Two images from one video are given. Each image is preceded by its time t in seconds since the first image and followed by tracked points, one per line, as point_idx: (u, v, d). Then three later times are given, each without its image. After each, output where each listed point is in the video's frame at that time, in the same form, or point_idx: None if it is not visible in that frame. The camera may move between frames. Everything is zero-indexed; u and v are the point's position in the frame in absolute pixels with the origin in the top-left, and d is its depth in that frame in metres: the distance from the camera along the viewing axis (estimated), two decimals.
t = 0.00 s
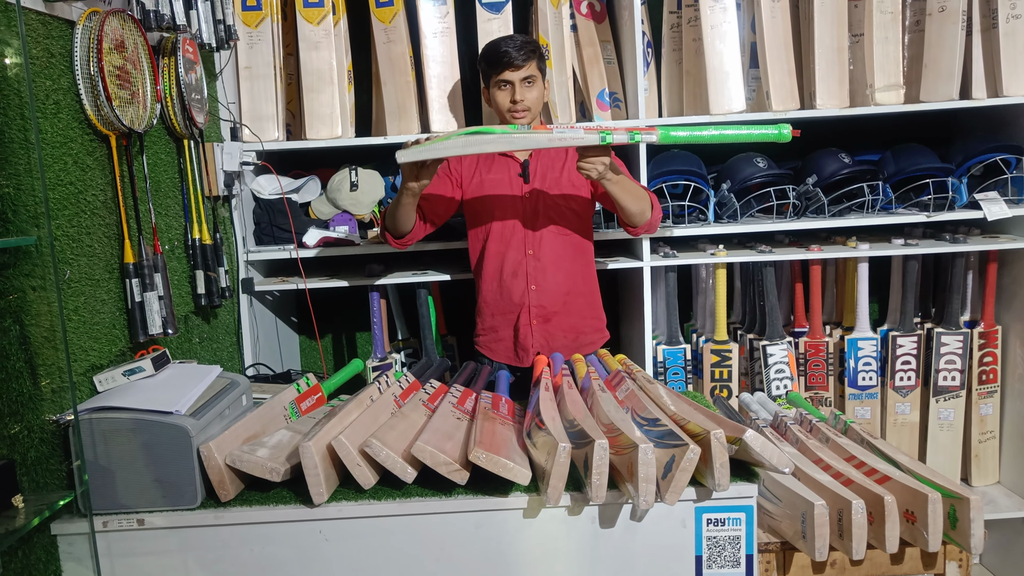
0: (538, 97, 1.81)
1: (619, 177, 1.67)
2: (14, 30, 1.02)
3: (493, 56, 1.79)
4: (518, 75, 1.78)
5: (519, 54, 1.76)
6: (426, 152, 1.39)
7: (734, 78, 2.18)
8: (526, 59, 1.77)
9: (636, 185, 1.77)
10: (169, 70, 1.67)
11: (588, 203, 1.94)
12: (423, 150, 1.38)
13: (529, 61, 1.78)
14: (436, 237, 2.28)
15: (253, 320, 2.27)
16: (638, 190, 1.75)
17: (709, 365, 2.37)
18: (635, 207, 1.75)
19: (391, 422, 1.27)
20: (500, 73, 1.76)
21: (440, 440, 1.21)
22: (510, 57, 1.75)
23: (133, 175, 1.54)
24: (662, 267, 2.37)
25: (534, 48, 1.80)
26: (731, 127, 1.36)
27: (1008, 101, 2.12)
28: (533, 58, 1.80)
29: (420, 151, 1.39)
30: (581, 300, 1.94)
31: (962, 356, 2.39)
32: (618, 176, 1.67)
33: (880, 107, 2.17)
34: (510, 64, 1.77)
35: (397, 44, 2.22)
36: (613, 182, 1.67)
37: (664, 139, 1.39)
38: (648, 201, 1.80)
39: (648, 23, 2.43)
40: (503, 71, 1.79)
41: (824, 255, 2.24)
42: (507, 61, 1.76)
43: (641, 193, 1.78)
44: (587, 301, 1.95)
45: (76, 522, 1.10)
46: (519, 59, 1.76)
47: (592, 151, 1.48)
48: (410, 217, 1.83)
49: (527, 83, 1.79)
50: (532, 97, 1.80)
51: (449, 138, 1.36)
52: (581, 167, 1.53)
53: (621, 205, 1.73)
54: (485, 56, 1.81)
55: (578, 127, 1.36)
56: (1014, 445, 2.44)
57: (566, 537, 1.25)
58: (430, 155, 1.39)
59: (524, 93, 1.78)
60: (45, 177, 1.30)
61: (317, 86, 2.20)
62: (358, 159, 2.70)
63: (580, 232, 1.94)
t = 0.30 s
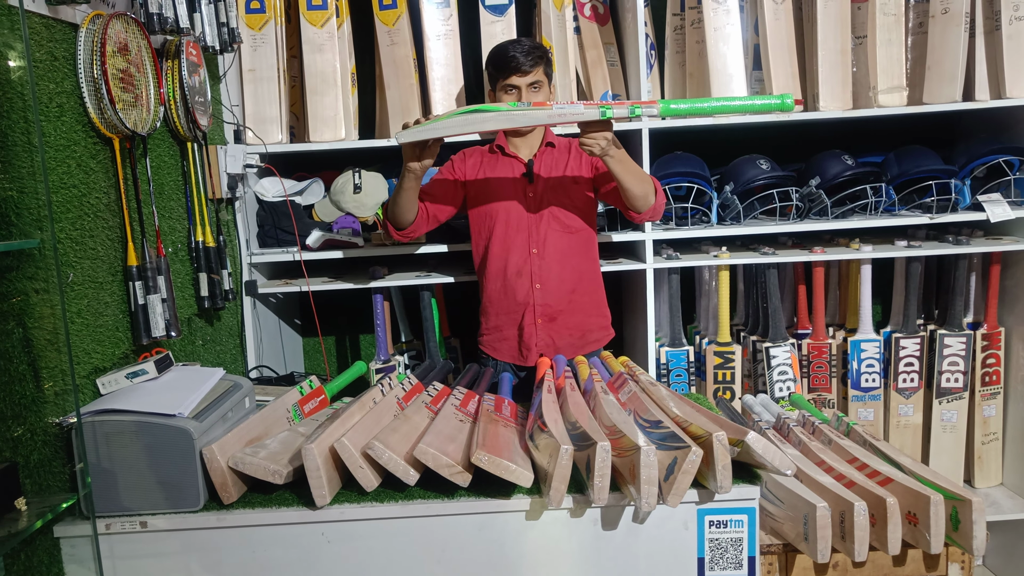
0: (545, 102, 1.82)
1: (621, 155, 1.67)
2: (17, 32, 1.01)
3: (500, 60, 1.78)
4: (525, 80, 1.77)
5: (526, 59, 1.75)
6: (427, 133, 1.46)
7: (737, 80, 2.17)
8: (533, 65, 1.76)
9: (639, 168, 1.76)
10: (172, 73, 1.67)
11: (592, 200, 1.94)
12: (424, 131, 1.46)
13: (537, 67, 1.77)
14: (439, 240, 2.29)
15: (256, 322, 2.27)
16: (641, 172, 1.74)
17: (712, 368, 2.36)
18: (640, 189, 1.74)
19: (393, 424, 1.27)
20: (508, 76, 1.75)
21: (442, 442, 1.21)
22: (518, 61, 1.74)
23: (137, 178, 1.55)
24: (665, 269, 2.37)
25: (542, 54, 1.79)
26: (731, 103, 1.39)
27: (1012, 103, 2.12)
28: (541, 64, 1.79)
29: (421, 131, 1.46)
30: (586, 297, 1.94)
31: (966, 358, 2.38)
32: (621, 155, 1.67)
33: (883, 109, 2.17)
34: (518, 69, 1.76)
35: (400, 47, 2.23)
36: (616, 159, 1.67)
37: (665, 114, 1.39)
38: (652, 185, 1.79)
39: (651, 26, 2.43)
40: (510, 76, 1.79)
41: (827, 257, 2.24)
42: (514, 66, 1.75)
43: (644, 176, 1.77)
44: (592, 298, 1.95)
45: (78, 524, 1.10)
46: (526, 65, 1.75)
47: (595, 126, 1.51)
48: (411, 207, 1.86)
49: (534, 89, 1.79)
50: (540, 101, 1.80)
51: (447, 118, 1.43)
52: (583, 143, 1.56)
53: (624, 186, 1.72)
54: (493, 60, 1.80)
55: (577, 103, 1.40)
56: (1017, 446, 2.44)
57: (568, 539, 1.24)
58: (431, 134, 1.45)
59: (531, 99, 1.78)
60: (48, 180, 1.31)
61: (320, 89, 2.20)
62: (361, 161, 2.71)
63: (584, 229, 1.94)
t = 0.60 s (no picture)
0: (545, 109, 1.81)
1: (618, 156, 1.67)
2: (15, 37, 1.01)
3: (500, 66, 1.78)
4: (525, 87, 1.77)
5: (526, 66, 1.75)
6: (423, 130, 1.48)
7: (737, 85, 2.18)
8: (533, 72, 1.76)
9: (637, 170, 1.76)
10: (172, 78, 1.67)
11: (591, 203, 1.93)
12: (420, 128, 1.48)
13: (537, 74, 1.77)
14: (439, 245, 2.28)
15: (256, 327, 2.27)
16: (640, 173, 1.73)
17: (713, 373, 2.36)
18: (638, 190, 1.74)
19: (393, 430, 1.27)
20: (507, 84, 1.75)
21: (442, 448, 1.20)
22: (517, 68, 1.73)
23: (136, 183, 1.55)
24: (666, 274, 2.37)
25: (542, 61, 1.79)
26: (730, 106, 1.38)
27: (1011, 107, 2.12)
28: (540, 70, 1.79)
29: (418, 129, 1.48)
30: (586, 300, 1.94)
31: (967, 363, 2.37)
32: (618, 156, 1.67)
33: (883, 114, 2.17)
34: (517, 77, 1.76)
35: (400, 52, 2.24)
36: (613, 160, 1.67)
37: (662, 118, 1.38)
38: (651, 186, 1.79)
39: (651, 31, 2.44)
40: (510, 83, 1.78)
41: (827, 262, 2.23)
42: (514, 73, 1.75)
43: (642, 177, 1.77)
44: (592, 301, 1.95)
45: (77, 531, 1.10)
46: (526, 72, 1.75)
47: (592, 128, 1.52)
48: (412, 207, 1.86)
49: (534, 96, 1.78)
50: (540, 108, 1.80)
51: (443, 117, 1.45)
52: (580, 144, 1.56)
53: (623, 187, 1.71)
54: (493, 66, 1.80)
55: (574, 104, 1.39)
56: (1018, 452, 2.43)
57: (568, 545, 1.24)
58: (428, 132, 1.48)
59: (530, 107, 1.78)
60: (47, 185, 1.31)
61: (320, 94, 2.21)
62: (362, 166, 2.71)
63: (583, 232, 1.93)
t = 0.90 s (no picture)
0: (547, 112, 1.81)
1: (620, 153, 1.67)
2: (16, 37, 1.01)
3: (502, 68, 1.78)
4: (525, 89, 1.77)
5: (528, 68, 1.75)
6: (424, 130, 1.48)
7: (738, 85, 2.17)
8: (534, 74, 1.76)
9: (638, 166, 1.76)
10: (172, 77, 1.66)
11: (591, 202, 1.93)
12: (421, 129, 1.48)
13: (538, 75, 1.77)
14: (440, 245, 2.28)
15: (257, 328, 2.27)
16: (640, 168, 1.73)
17: (714, 373, 2.35)
18: (640, 187, 1.74)
19: (394, 431, 1.27)
20: (508, 85, 1.74)
21: (443, 449, 1.20)
22: (518, 70, 1.73)
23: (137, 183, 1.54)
24: (667, 274, 2.37)
25: (543, 62, 1.78)
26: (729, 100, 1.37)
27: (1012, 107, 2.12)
28: (541, 71, 1.78)
29: (419, 129, 1.48)
30: (586, 299, 1.94)
31: (968, 363, 2.37)
32: (619, 152, 1.67)
33: (884, 114, 2.17)
34: (518, 78, 1.76)
35: (401, 52, 2.23)
36: (615, 156, 1.67)
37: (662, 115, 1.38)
38: (652, 182, 1.78)
39: (652, 30, 2.43)
40: (511, 84, 1.78)
41: (828, 262, 2.23)
42: (515, 75, 1.75)
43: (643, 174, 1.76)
44: (592, 300, 1.94)
45: (78, 532, 1.09)
46: (528, 73, 1.75)
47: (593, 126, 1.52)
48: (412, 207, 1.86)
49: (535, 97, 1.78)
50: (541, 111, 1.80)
51: (443, 117, 1.44)
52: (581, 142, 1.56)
53: (624, 184, 1.71)
54: (494, 67, 1.80)
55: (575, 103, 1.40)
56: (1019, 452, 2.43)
57: (569, 546, 1.24)
58: (428, 133, 1.47)
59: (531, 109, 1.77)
60: (48, 186, 1.31)
61: (320, 94, 2.20)
62: (362, 166, 2.71)
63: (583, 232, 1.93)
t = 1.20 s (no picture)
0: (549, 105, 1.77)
1: (619, 166, 1.67)
2: (15, 38, 1.01)
3: (505, 62, 1.79)
4: (525, 81, 1.75)
5: (529, 59, 1.75)
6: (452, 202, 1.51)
7: (737, 85, 2.17)
8: (535, 66, 1.76)
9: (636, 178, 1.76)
10: (171, 78, 1.66)
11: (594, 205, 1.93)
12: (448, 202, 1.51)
13: (539, 68, 1.76)
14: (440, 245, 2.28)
15: (256, 328, 2.27)
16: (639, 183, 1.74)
17: (714, 373, 2.35)
18: (640, 200, 1.74)
19: (395, 432, 1.26)
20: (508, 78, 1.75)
21: (444, 450, 1.20)
22: (519, 62, 1.74)
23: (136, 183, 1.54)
24: (667, 275, 2.37)
25: (546, 57, 1.78)
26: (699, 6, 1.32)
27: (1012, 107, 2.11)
28: (545, 66, 1.77)
29: (449, 205, 1.51)
30: (587, 301, 1.93)
31: (968, 363, 2.37)
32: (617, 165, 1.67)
33: (884, 114, 2.17)
34: (518, 70, 1.76)
35: (400, 52, 2.23)
36: (615, 168, 1.67)
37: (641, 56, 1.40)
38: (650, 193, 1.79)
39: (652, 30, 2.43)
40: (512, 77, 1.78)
41: (828, 262, 2.23)
42: (516, 67, 1.76)
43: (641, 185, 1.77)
44: (593, 303, 1.94)
45: (78, 533, 1.10)
46: (529, 65, 1.75)
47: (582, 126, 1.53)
48: (423, 237, 1.88)
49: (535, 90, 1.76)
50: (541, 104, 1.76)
51: (464, 182, 1.47)
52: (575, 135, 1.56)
53: (624, 198, 1.72)
54: (498, 62, 1.81)
55: (564, 99, 1.40)
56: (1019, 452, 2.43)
57: (571, 547, 1.23)
58: (457, 203, 1.51)
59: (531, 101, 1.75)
60: (47, 187, 1.31)
61: (320, 94, 2.20)
62: (361, 167, 2.70)
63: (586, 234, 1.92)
